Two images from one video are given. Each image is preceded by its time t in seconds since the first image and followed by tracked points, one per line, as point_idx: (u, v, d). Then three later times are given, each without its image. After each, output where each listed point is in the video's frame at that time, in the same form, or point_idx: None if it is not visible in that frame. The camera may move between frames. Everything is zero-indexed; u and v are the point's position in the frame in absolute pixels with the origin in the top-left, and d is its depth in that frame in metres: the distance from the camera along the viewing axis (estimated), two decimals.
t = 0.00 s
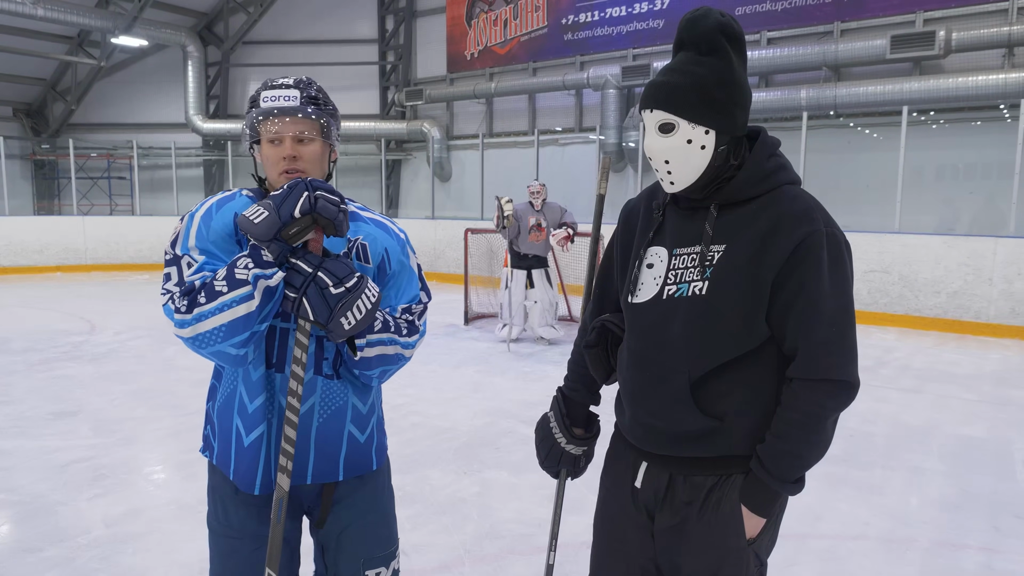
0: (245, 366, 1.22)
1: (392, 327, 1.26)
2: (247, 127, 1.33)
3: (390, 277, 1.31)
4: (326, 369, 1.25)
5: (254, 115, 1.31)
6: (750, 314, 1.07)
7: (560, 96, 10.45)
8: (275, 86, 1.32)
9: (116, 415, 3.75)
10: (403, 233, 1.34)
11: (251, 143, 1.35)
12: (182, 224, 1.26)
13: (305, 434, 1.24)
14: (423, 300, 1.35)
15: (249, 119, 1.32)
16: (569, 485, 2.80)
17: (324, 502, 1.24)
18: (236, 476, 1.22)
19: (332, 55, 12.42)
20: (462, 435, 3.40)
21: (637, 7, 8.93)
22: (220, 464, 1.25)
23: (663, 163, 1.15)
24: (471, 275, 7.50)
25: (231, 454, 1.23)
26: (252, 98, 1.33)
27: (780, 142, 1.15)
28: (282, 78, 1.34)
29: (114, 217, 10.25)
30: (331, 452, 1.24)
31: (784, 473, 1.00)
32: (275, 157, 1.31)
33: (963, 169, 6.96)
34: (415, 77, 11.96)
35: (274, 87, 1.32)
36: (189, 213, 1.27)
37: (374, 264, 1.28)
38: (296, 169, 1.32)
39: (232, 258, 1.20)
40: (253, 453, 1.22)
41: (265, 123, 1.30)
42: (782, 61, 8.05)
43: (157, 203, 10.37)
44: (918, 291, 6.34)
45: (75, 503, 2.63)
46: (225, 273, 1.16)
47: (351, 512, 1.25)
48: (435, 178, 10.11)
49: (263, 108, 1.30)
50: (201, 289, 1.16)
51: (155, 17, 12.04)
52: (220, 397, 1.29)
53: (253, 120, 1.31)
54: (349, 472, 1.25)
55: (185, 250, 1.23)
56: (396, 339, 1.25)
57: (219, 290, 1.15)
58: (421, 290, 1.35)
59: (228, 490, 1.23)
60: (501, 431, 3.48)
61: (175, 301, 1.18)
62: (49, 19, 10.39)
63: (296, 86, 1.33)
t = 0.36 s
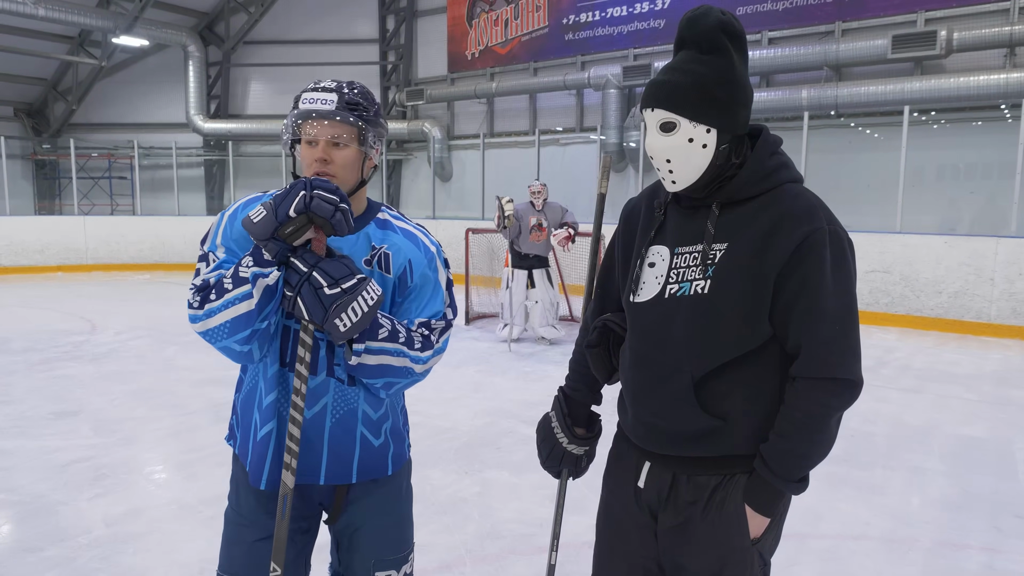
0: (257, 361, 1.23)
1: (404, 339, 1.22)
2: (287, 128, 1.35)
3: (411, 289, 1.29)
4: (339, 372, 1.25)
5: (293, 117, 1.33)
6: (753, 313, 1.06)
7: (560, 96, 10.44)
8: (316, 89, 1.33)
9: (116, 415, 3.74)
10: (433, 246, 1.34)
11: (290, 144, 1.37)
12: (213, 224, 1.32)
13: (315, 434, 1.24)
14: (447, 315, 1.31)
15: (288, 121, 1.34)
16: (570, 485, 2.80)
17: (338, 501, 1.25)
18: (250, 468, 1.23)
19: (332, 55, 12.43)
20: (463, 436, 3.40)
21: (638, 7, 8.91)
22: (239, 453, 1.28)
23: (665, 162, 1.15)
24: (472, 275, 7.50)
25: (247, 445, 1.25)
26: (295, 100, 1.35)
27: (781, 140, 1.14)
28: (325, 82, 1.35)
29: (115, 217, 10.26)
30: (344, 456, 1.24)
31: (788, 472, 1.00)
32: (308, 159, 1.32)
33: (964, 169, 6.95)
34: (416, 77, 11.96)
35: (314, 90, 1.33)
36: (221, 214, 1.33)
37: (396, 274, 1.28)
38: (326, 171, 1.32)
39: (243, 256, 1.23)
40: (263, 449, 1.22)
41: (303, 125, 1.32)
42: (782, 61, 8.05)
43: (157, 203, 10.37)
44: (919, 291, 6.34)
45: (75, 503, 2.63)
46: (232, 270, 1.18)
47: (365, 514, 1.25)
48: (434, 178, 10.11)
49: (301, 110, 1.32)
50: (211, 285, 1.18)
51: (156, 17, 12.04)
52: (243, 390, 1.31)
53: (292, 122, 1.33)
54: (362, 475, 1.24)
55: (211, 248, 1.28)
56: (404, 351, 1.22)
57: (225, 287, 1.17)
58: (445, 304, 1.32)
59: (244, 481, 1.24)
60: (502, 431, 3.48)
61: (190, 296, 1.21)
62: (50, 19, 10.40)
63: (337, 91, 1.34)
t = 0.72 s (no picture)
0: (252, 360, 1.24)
1: (408, 342, 1.22)
2: (327, 123, 1.35)
3: (420, 291, 1.30)
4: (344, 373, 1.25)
5: (338, 113, 1.34)
6: (754, 313, 1.06)
7: (561, 96, 10.45)
8: (365, 90, 1.35)
9: (118, 415, 3.74)
10: (445, 249, 1.34)
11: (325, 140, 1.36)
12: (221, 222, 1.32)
13: (321, 434, 1.24)
14: (457, 319, 1.31)
15: (330, 115, 1.34)
16: (572, 485, 2.79)
17: (346, 501, 1.25)
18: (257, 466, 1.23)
19: (333, 56, 12.44)
20: (464, 436, 3.40)
21: (639, 7, 8.91)
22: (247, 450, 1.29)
23: (665, 162, 1.15)
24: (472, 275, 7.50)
25: (256, 442, 1.27)
26: (339, 95, 1.36)
27: (783, 139, 1.14)
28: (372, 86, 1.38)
29: (116, 217, 10.26)
30: (349, 457, 1.24)
31: (789, 472, 1.00)
32: (346, 157, 1.32)
33: (964, 169, 6.96)
34: (416, 77, 11.96)
35: (364, 90, 1.35)
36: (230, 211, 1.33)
37: (404, 276, 1.29)
38: (363, 173, 1.31)
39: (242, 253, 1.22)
40: (268, 448, 1.23)
41: (347, 122, 1.33)
42: (783, 61, 8.04)
43: (158, 203, 10.38)
44: (920, 291, 6.33)
45: (77, 503, 2.63)
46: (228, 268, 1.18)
47: (372, 515, 1.25)
48: (435, 178, 10.12)
49: (349, 108, 1.33)
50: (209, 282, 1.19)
51: (157, 18, 12.04)
52: (254, 388, 1.32)
53: (336, 117, 1.33)
54: (369, 476, 1.25)
55: (218, 244, 1.28)
56: (403, 354, 1.21)
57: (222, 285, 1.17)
58: (455, 309, 1.32)
59: (251, 479, 1.25)
60: (503, 431, 3.48)
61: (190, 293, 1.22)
62: (51, 19, 10.41)
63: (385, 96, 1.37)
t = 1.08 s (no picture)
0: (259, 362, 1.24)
1: (414, 342, 1.23)
2: (350, 123, 1.31)
3: (427, 290, 1.31)
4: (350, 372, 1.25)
5: (366, 116, 1.31)
6: (756, 313, 1.06)
7: (561, 96, 10.45)
8: (392, 96, 1.33)
9: (118, 415, 3.74)
10: (450, 249, 1.35)
11: (343, 138, 1.32)
12: (224, 223, 1.32)
13: (327, 435, 1.24)
14: (460, 318, 1.32)
15: (356, 117, 1.31)
16: (572, 485, 2.80)
17: (351, 502, 1.25)
18: (262, 467, 1.23)
19: (333, 56, 12.45)
20: (464, 435, 3.40)
21: (639, 7, 8.91)
22: (252, 451, 1.28)
23: (666, 162, 1.15)
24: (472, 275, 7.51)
25: (260, 443, 1.26)
26: (363, 98, 1.32)
27: (784, 139, 1.14)
28: (395, 90, 1.36)
29: (116, 217, 10.27)
30: (354, 457, 1.24)
31: (790, 473, 1.00)
32: (369, 163, 1.31)
33: (964, 169, 6.96)
34: (417, 77, 11.96)
35: (392, 96, 1.33)
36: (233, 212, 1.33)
37: (411, 275, 1.30)
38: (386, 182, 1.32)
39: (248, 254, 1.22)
40: (273, 448, 1.23)
41: (373, 127, 1.31)
42: (784, 61, 8.04)
43: (158, 203, 10.37)
44: (921, 291, 6.33)
45: (77, 503, 2.63)
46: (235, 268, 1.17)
47: (377, 516, 1.25)
48: (435, 178, 10.12)
49: (379, 115, 1.31)
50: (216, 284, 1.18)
51: (157, 18, 12.03)
52: (258, 388, 1.32)
53: (363, 122, 1.31)
54: (374, 476, 1.25)
55: (220, 244, 1.28)
56: (410, 353, 1.22)
57: (228, 285, 1.16)
58: (459, 307, 1.33)
59: (256, 480, 1.25)
60: (504, 431, 3.48)
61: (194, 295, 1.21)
62: (51, 19, 10.42)
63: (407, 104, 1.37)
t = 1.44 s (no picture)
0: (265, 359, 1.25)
1: (418, 338, 1.23)
2: (350, 118, 1.32)
3: (430, 287, 1.31)
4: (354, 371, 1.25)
5: (366, 111, 1.32)
6: (756, 315, 1.07)
7: (561, 96, 10.45)
8: (389, 93, 1.36)
9: (120, 415, 3.75)
10: (451, 247, 1.36)
11: (343, 135, 1.33)
12: (225, 223, 1.32)
13: (329, 434, 1.25)
14: (463, 314, 1.32)
15: (356, 113, 1.32)
16: (573, 485, 2.80)
17: (352, 502, 1.25)
18: (264, 465, 1.23)
19: (334, 56, 12.45)
20: (465, 435, 3.40)
21: (639, 7, 8.91)
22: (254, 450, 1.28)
23: (668, 163, 1.15)
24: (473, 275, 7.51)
25: (262, 443, 1.26)
26: (362, 95, 1.34)
27: (787, 140, 1.14)
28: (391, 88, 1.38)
29: (117, 217, 10.27)
30: (357, 455, 1.24)
31: (792, 473, 1.00)
32: (372, 157, 1.32)
33: (965, 168, 6.96)
34: (418, 77, 11.96)
35: (389, 93, 1.36)
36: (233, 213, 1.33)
37: (415, 272, 1.30)
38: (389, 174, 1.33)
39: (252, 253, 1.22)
40: (275, 447, 1.23)
41: (372, 122, 1.32)
42: (784, 61, 8.04)
43: (159, 203, 10.38)
44: (921, 290, 6.33)
45: (79, 503, 2.63)
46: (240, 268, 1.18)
47: (378, 515, 1.25)
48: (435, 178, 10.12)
49: (379, 109, 1.33)
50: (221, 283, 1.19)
51: (157, 18, 12.04)
52: (259, 388, 1.32)
53: (363, 116, 1.32)
54: (375, 475, 1.25)
55: (222, 243, 1.28)
56: (416, 350, 1.22)
57: (233, 285, 1.17)
58: (462, 303, 1.33)
59: (257, 479, 1.25)
60: (505, 431, 3.48)
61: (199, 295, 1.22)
62: (52, 19, 10.42)
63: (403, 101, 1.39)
